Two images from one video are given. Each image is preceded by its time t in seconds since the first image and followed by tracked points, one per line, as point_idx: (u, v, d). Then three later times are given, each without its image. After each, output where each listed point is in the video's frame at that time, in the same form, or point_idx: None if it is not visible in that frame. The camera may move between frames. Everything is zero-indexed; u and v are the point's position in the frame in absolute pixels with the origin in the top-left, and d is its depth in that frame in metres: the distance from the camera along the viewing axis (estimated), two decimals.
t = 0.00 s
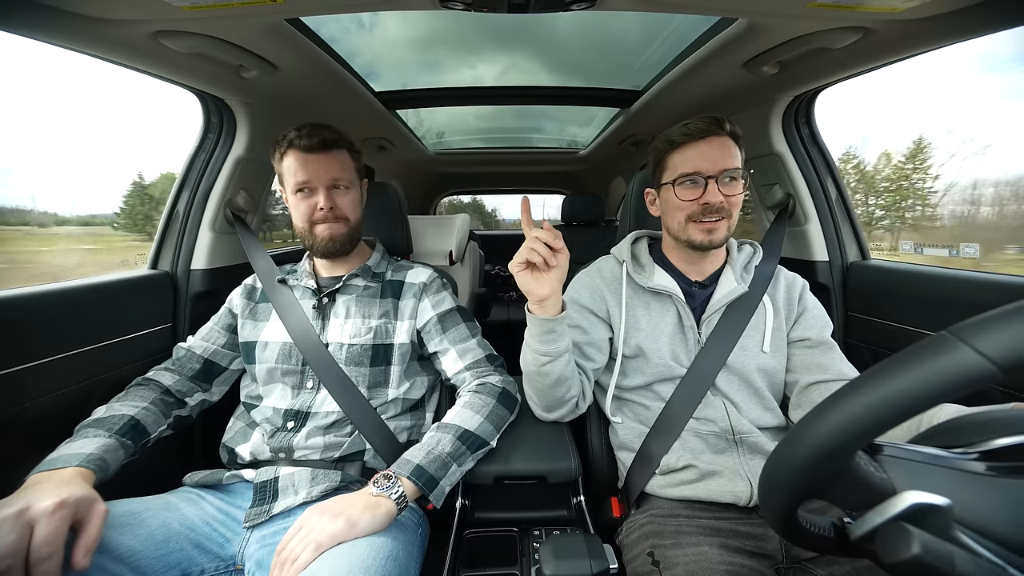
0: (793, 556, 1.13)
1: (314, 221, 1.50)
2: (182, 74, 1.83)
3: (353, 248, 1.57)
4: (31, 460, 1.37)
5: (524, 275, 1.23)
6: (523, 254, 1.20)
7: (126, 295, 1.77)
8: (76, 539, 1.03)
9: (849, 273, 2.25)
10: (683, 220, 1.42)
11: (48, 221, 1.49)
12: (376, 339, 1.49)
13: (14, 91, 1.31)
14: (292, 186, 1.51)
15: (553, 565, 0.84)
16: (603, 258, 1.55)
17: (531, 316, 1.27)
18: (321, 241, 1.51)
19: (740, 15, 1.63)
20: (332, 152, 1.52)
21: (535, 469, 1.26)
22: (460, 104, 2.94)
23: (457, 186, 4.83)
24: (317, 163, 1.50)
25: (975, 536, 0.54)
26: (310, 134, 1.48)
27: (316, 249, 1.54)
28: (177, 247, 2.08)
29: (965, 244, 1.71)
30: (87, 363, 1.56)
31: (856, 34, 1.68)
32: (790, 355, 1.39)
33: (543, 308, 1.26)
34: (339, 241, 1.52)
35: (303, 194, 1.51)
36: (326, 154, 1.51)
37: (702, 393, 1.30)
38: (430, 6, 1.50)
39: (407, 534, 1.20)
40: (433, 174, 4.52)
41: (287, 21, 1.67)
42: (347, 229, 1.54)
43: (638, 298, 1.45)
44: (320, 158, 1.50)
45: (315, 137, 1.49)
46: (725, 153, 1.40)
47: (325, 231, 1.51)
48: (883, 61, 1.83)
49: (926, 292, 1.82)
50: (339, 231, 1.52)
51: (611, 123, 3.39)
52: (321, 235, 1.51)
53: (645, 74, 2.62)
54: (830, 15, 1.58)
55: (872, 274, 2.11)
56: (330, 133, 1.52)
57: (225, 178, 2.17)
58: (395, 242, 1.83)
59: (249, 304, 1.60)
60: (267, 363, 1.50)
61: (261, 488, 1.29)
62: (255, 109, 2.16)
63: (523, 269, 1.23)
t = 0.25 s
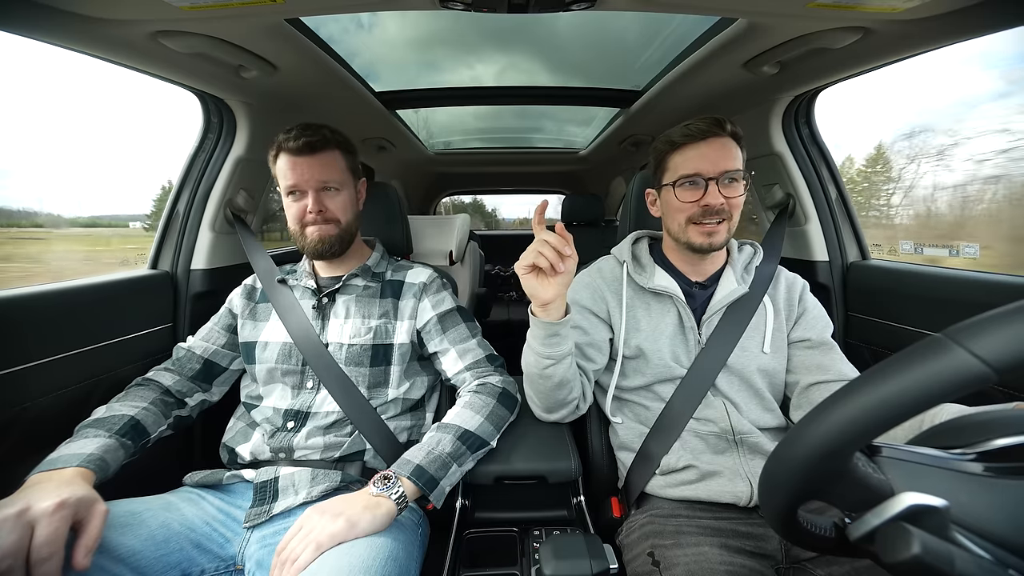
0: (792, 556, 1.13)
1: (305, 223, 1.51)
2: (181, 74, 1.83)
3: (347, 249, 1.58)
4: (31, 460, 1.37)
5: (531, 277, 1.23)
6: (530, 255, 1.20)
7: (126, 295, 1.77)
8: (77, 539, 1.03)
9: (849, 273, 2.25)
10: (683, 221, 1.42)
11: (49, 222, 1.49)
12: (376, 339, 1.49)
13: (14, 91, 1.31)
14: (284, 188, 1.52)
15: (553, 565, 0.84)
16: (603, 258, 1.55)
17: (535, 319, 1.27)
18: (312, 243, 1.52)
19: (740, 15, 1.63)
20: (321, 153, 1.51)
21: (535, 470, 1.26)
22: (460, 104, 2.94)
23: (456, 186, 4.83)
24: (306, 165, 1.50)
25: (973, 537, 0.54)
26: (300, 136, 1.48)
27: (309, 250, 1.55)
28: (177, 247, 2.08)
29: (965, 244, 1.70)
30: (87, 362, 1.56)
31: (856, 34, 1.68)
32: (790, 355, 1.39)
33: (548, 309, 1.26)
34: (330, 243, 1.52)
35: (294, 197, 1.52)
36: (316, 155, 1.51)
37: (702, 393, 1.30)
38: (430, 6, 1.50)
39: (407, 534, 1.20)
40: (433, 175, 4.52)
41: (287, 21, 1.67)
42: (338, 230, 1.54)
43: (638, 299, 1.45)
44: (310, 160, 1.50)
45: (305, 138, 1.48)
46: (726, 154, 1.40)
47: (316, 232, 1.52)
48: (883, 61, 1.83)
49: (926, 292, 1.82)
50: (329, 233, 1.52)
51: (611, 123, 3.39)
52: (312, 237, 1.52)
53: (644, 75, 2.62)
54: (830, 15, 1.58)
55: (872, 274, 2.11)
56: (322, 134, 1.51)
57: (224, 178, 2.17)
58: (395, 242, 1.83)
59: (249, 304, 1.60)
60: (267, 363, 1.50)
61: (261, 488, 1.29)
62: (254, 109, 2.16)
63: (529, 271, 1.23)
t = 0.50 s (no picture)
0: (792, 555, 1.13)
1: (306, 223, 1.51)
2: (181, 74, 1.83)
3: (347, 248, 1.58)
4: (31, 460, 1.37)
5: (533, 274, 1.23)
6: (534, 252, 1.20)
7: (126, 295, 1.77)
8: (78, 539, 1.03)
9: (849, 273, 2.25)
10: (684, 221, 1.42)
11: (48, 221, 1.49)
12: (376, 339, 1.49)
13: (14, 91, 1.31)
14: (285, 188, 1.53)
15: (553, 565, 0.84)
16: (604, 258, 1.56)
17: (536, 315, 1.27)
18: (313, 242, 1.52)
19: (740, 15, 1.63)
20: (321, 153, 1.51)
21: (535, 470, 1.26)
22: (460, 104, 2.94)
23: (456, 186, 4.83)
24: (306, 165, 1.50)
25: (972, 538, 0.54)
26: (300, 136, 1.49)
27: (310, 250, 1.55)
28: (177, 247, 2.08)
29: (965, 244, 1.71)
30: (87, 362, 1.56)
31: (856, 34, 1.68)
32: (790, 355, 1.39)
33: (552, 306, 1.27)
34: (330, 242, 1.52)
35: (294, 197, 1.52)
36: (316, 155, 1.51)
37: (702, 393, 1.30)
38: (430, 6, 1.50)
39: (407, 534, 1.20)
40: (432, 174, 4.53)
41: (287, 21, 1.67)
42: (339, 229, 1.53)
43: (639, 299, 1.45)
44: (309, 159, 1.50)
45: (304, 138, 1.49)
46: (726, 154, 1.40)
47: (316, 232, 1.51)
48: (883, 61, 1.83)
49: (925, 292, 1.82)
50: (329, 232, 1.52)
51: (610, 123, 3.39)
52: (312, 236, 1.52)
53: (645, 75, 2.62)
54: (830, 15, 1.58)
55: (872, 274, 2.11)
56: (322, 134, 1.51)
57: (224, 178, 2.17)
58: (395, 242, 1.83)
59: (249, 304, 1.60)
60: (268, 363, 1.50)
61: (261, 488, 1.29)
62: (254, 109, 2.16)
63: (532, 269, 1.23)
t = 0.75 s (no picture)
0: (791, 555, 1.13)
1: (309, 222, 1.51)
2: (181, 74, 1.83)
3: (349, 248, 1.57)
4: (31, 460, 1.37)
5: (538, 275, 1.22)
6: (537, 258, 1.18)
7: (126, 295, 1.76)
8: (77, 539, 1.03)
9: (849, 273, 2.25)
10: (685, 221, 1.42)
11: (47, 221, 1.49)
12: (376, 338, 1.49)
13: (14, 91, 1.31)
14: (288, 187, 1.53)
15: (553, 565, 0.84)
16: (604, 258, 1.56)
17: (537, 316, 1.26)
18: (315, 242, 1.51)
19: (740, 15, 1.63)
20: (325, 153, 1.52)
21: (535, 470, 1.26)
22: (460, 104, 2.94)
23: (456, 186, 4.83)
24: (310, 165, 1.50)
25: (971, 538, 0.54)
26: (305, 135, 1.49)
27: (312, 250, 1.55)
28: (177, 247, 2.08)
29: (965, 244, 1.71)
30: (87, 362, 1.56)
31: (856, 34, 1.68)
32: (791, 355, 1.39)
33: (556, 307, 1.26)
34: (332, 242, 1.52)
35: (297, 196, 1.53)
36: (320, 155, 1.51)
37: (702, 393, 1.30)
38: (430, 6, 1.50)
39: (407, 534, 1.20)
40: (433, 174, 4.52)
41: (287, 21, 1.67)
42: (341, 229, 1.53)
43: (639, 298, 1.45)
44: (313, 159, 1.50)
45: (308, 138, 1.49)
46: (729, 155, 1.40)
47: (318, 231, 1.51)
48: (884, 61, 1.83)
49: (925, 292, 1.82)
50: (332, 232, 1.51)
51: (611, 123, 3.39)
52: (314, 236, 1.52)
53: (645, 75, 2.62)
54: (830, 15, 1.58)
55: (872, 274, 2.11)
56: (326, 134, 1.52)
57: (224, 178, 2.17)
58: (396, 242, 1.83)
59: (250, 304, 1.60)
60: (268, 363, 1.50)
61: (261, 488, 1.29)
62: (254, 109, 2.16)
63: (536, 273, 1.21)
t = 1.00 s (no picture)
0: (791, 555, 1.13)
1: (306, 221, 1.51)
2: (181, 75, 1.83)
3: (347, 248, 1.57)
4: (31, 460, 1.37)
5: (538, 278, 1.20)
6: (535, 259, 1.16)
7: (126, 295, 1.76)
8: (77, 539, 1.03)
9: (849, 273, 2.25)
10: (681, 221, 1.42)
11: (47, 221, 1.49)
12: (376, 338, 1.49)
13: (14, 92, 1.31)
14: (286, 187, 1.53)
15: (553, 565, 0.84)
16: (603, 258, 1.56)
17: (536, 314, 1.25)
18: (312, 242, 1.51)
19: (740, 15, 1.63)
20: (324, 152, 1.52)
21: (535, 470, 1.26)
22: (460, 104, 2.94)
23: (456, 186, 4.83)
24: (307, 164, 1.50)
25: (969, 538, 0.54)
26: (303, 135, 1.49)
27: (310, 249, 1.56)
28: (177, 247, 2.08)
29: (965, 244, 1.71)
30: (87, 363, 1.56)
31: (855, 34, 1.68)
32: (790, 355, 1.39)
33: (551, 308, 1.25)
34: (330, 242, 1.52)
35: (295, 195, 1.53)
36: (318, 154, 1.51)
37: (702, 393, 1.30)
38: (430, 6, 1.50)
39: (407, 534, 1.20)
40: (433, 174, 4.53)
41: (287, 21, 1.67)
42: (339, 229, 1.53)
43: (638, 298, 1.45)
44: (310, 159, 1.50)
45: (304, 138, 1.48)
46: (724, 155, 1.40)
47: (316, 231, 1.51)
48: (883, 61, 1.83)
49: (925, 292, 1.82)
50: (329, 231, 1.52)
51: (610, 123, 3.39)
52: (312, 235, 1.52)
53: (644, 75, 2.62)
54: (830, 15, 1.58)
55: (872, 274, 2.11)
56: (325, 133, 1.52)
57: (224, 178, 2.17)
58: (395, 242, 1.83)
59: (249, 304, 1.60)
60: (268, 363, 1.50)
61: (261, 488, 1.29)
62: (254, 109, 2.16)
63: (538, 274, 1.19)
